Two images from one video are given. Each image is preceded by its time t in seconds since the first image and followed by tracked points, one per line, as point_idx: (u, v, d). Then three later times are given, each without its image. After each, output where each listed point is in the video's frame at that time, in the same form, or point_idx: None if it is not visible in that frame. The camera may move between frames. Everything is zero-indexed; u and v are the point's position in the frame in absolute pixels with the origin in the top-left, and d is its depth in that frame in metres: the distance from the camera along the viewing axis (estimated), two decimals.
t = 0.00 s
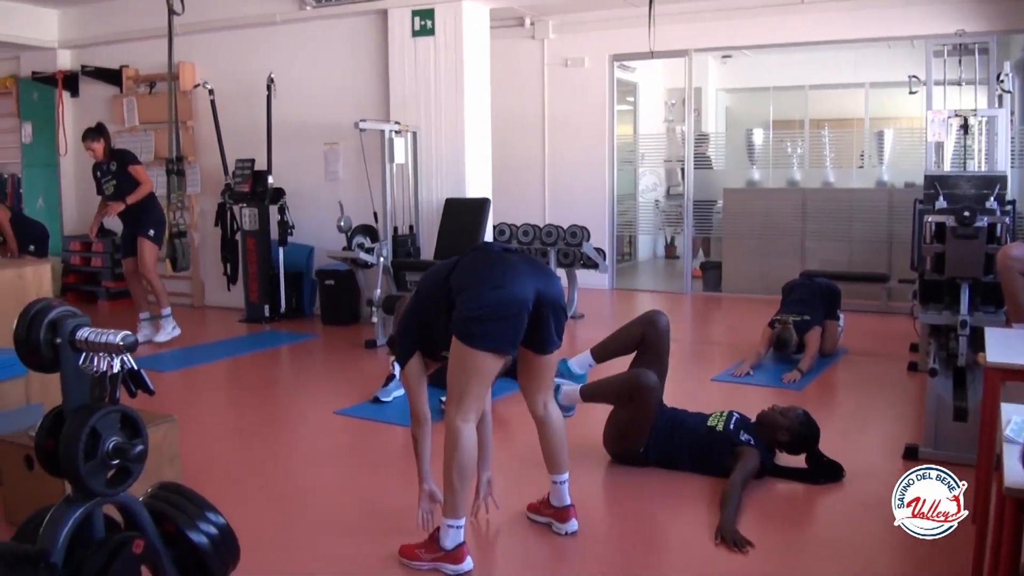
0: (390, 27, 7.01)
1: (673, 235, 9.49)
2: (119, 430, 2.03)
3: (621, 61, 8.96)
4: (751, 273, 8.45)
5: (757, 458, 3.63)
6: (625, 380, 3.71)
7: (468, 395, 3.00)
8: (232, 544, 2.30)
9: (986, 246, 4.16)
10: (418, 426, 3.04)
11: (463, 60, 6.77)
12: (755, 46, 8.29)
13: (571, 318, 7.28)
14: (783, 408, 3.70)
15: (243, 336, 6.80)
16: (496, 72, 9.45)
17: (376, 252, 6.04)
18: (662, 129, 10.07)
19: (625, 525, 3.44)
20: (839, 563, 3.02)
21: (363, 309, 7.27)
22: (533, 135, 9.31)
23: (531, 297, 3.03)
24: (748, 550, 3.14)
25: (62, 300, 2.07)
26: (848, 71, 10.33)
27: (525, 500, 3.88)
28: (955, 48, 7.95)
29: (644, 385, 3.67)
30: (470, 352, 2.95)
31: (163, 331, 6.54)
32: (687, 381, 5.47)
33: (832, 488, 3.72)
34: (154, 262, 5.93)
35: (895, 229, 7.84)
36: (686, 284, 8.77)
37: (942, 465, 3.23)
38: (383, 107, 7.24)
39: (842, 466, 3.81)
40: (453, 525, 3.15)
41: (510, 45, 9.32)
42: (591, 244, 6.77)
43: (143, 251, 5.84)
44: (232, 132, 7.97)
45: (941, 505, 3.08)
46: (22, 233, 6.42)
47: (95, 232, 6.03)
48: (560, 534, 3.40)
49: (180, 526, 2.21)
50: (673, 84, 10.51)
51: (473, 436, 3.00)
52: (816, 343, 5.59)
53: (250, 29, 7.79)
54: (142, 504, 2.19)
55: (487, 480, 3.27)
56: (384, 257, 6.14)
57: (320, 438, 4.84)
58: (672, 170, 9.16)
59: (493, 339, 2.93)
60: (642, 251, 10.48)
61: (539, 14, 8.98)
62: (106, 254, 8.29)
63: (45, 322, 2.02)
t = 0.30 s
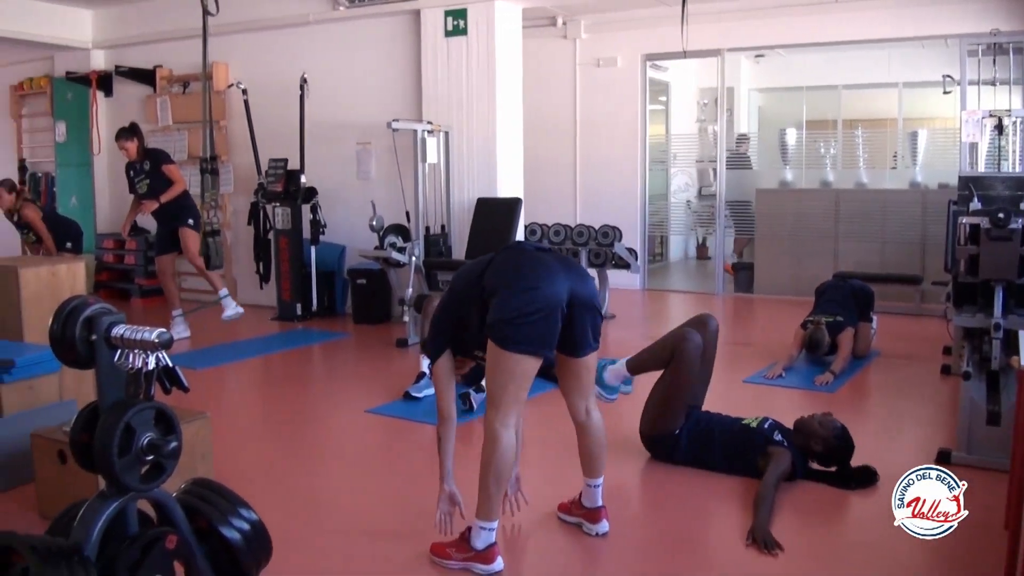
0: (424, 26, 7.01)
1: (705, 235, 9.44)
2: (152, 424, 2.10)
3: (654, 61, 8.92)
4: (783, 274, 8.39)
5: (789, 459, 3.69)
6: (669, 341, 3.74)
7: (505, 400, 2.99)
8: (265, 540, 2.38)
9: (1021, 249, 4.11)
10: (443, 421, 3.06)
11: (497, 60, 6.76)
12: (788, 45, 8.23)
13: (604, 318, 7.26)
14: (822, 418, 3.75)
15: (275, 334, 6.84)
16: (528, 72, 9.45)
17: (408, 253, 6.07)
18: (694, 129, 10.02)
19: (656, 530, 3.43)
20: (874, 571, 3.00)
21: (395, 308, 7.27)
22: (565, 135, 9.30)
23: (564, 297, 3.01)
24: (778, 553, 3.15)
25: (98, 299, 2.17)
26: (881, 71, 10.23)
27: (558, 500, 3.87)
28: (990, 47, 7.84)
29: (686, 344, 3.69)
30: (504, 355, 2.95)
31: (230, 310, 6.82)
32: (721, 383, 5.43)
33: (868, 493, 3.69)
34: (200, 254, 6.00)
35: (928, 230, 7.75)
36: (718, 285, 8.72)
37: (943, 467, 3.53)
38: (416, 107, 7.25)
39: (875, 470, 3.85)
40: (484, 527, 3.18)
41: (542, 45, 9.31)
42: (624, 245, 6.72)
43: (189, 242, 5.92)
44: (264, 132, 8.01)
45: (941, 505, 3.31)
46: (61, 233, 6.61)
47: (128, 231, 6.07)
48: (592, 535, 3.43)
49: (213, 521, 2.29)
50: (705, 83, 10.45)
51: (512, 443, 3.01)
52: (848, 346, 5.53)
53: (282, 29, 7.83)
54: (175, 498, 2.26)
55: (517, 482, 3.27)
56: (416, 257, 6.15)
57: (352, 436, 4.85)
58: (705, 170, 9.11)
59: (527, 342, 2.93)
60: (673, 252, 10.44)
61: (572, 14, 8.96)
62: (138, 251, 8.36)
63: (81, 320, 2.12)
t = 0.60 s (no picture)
0: (460, 27, 7.00)
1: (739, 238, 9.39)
2: (188, 421, 2.16)
3: (689, 62, 8.87)
4: (815, 278, 8.33)
5: (823, 463, 3.66)
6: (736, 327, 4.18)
7: (555, 403, 2.95)
8: (297, 535, 2.44)
9: None
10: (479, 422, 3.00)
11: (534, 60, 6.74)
12: (824, 47, 8.16)
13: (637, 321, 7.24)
14: (860, 428, 3.71)
15: (310, 333, 6.87)
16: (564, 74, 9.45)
17: (442, 253, 5.93)
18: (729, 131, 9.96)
19: (693, 536, 3.41)
20: None
21: (429, 308, 7.26)
22: (600, 137, 9.28)
23: (613, 299, 2.98)
24: (810, 558, 3.16)
25: (134, 296, 2.21)
26: (917, 73, 10.12)
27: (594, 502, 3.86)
28: None
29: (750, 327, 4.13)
30: (554, 360, 2.92)
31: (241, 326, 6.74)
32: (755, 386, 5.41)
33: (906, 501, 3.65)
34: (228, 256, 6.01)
35: (965, 235, 7.64)
36: (753, 288, 8.67)
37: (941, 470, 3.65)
38: (451, 107, 7.25)
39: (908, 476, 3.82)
40: (518, 529, 3.17)
41: (579, 47, 9.29)
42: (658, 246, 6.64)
43: (218, 249, 5.92)
44: (298, 132, 8.05)
45: (941, 505, 3.44)
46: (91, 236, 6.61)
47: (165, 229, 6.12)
48: (624, 539, 3.42)
49: (246, 518, 2.34)
50: (741, 86, 10.38)
51: (558, 447, 3.00)
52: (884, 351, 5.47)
53: (317, 30, 7.86)
54: (210, 495, 2.31)
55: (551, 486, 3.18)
56: (449, 258, 6.04)
57: (386, 436, 4.86)
58: (739, 173, 9.06)
59: (576, 347, 2.90)
60: (707, 254, 10.37)
61: (607, 16, 8.92)
62: (174, 251, 8.41)
63: (118, 318, 2.15)
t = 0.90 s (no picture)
0: (493, 29, 7.01)
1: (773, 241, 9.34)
2: (224, 419, 2.20)
3: (723, 64, 8.83)
4: (847, 280, 8.28)
5: (857, 462, 3.67)
6: (787, 333, 4.55)
7: (590, 406, 2.93)
8: (331, 533, 2.48)
9: None
10: (521, 423, 3.03)
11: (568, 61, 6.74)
12: (860, 48, 8.09)
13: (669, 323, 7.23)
14: (897, 432, 3.67)
15: (343, 333, 6.91)
16: (597, 75, 9.44)
17: (475, 254, 5.96)
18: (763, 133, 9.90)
19: (724, 540, 3.40)
20: None
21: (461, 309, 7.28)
22: (634, 139, 9.27)
23: (651, 301, 2.95)
24: (837, 561, 3.17)
25: (172, 296, 2.26)
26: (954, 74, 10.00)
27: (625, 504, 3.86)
28: None
29: (802, 333, 4.52)
30: (590, 363, 2.90)
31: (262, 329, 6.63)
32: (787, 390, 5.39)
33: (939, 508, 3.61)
34: (257, 260, 6.07)
35: (1000, 238, 7.54)
36: (786, 291, 8.61)
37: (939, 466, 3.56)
38: (485, 109, 7.25)
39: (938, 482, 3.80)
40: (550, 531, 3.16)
41: (612, 48, 9.28)
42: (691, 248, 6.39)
43: (250, 248, 5.99)
44: (333, 133, 8.11)
45: (939, 504, 3.43)
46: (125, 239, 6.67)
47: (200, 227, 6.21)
48: (657, 542, 3.42)
49: (281, 516, 2.40)
50: (775, 87, 10.31)
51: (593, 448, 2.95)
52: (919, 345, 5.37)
53: (352, 32, 7.90)
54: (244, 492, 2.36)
55: (613, 445, 3.27)
56: (482, 259, 6.05)
57: (418, 436, 4.89)
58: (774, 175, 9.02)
59: (614, 350, 2.87)
60: (740, 256, 10.31)
61: (640, 17, 8.89)
62: (208, 250, 8.50)
63: (156, 316, 2.20)
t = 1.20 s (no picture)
0: (536, 31, 7.02)
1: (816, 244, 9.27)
2: (268, 417, 2.22)
3: (765, 65, 8.79)
4: (889, 285, 8.19)
5: (901, 465, 3.59)
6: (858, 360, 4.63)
7: (626, 407, 2.92)
8: (372, 532, 2.52)
9: None
10: (571, 413, 2.99)
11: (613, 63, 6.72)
12: (905, 49, 8.00)
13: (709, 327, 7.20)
14: (941, 440, 3.71)
15: (383, 333, 6.95)
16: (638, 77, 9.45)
17: (515, 256, 6.00)
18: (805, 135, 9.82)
19: (762, 543, 3.39)
20: None
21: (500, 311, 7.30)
22: (673, 141, 9.25)
23: (687, 303, 2.94)
24: (875, 565, 3.16)
25: (217, 295, 2.31)
26: (1000, 75, 9.84)
27: (664, 507, 3.86)
28: None
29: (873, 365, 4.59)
30: (627, 365, 2.90)
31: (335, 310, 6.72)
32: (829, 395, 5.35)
33: (982, 516, 3.57)
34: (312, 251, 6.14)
35: None
36: (828, 294, 8.55)
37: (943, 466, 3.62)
38: (527, 110, 7.25)
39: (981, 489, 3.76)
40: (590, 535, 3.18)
41: (653, 50, 9.27)
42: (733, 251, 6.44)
43: (303, 241, 6.07)
44: (374, 135, 8.17)
45: (939, 504, 3.51)
46: (167, 226, 6.70)
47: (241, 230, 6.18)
48: (697, 547, 3.39)
49: (322, 514, 2.45)
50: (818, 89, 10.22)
51: (630, 450, 2.96)
52: (961, 328, 5.28)
53: (394, 34, 7.95)
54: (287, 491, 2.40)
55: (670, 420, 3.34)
56: (521, 261, 6.08)
57: (457, 437, 4.91)
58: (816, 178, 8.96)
59: (650, 352, 2.87)
60: (781, 260, 10.23)
61: (682, 18, 8.86)
62: (250, 250, 8.59)
63: (201, 315, 2.26)
